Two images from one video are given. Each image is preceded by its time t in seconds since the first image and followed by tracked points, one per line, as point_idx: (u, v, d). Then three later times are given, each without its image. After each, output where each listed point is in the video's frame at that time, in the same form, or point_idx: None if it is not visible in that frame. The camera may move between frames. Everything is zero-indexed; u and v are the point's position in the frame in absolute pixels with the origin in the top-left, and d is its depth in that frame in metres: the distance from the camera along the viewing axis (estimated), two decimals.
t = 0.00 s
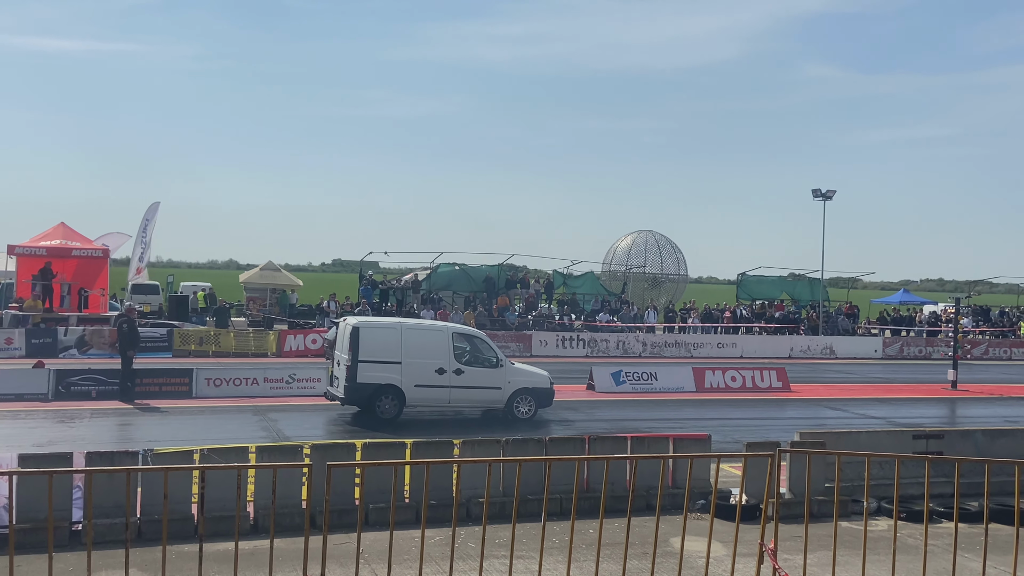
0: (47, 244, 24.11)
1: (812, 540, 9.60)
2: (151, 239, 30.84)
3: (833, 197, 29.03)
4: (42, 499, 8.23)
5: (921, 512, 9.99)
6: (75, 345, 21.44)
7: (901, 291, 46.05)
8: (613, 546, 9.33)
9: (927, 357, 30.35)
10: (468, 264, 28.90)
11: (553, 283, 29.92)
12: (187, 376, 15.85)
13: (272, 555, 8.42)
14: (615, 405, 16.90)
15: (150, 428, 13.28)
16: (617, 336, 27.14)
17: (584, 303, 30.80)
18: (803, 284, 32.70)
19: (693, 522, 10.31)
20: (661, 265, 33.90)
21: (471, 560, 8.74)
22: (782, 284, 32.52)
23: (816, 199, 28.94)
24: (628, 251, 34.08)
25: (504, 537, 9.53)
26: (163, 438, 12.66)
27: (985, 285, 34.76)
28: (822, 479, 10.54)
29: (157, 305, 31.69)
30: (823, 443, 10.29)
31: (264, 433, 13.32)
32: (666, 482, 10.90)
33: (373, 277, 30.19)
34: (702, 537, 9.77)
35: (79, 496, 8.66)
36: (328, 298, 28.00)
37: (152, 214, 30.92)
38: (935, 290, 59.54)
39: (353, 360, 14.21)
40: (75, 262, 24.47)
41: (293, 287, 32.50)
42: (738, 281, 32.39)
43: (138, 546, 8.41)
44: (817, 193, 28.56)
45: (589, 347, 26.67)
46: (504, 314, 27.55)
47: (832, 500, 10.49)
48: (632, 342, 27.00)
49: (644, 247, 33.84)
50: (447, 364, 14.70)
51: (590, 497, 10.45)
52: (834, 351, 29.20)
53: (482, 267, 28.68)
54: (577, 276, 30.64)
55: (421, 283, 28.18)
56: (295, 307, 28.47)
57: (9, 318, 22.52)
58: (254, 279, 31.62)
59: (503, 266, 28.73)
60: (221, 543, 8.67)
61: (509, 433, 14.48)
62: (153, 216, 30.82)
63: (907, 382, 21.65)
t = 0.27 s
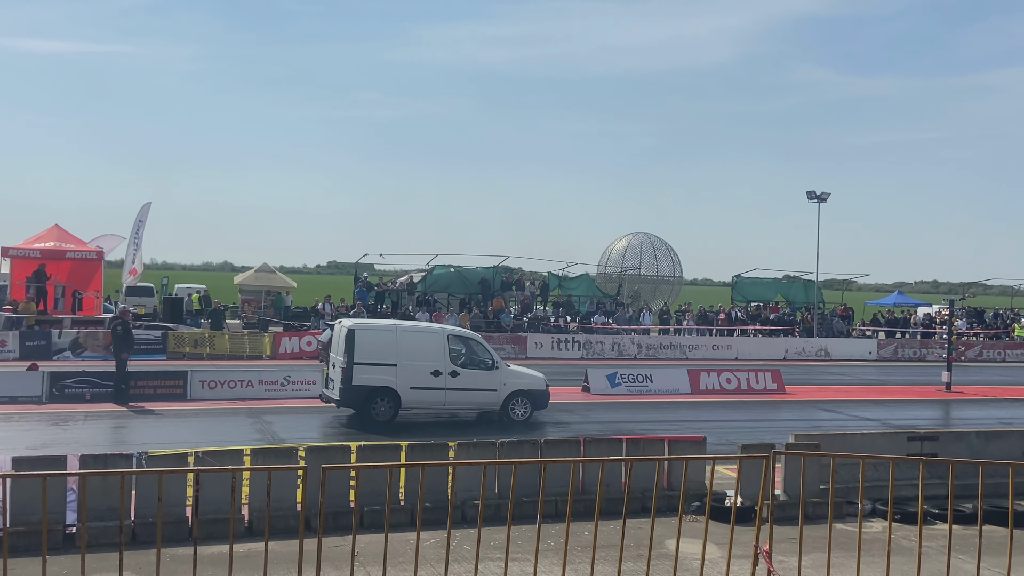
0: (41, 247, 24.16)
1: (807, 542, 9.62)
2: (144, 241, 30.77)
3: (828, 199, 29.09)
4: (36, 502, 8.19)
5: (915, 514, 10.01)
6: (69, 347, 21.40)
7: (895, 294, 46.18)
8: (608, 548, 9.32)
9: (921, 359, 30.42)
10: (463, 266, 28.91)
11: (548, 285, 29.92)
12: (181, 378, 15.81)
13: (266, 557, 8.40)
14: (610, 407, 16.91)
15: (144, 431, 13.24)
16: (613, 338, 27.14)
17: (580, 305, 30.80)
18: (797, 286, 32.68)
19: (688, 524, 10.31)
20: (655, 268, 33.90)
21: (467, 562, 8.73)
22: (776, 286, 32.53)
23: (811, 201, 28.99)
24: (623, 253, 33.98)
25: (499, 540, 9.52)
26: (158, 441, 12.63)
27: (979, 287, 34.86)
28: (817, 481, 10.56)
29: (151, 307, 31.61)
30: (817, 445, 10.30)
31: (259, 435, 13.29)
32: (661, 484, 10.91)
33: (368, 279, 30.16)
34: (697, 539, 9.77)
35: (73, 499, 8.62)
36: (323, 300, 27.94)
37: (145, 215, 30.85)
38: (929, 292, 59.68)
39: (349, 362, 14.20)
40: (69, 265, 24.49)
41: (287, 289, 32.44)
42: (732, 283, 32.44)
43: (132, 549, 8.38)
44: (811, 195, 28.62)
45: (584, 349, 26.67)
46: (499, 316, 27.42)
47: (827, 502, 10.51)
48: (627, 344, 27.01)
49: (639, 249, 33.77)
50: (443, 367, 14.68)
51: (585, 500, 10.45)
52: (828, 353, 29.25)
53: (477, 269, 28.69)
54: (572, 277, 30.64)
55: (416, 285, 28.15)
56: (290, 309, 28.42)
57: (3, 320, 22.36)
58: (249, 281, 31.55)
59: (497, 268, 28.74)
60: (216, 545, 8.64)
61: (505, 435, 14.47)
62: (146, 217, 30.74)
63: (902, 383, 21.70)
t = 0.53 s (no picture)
0: (35, 249, 24.12)
1: (802, 543, 9.63)
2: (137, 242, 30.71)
3: (822, 201, 29.15)
4: (29, 505, 8.16)
5: (910, 515, 10.03)
6: (63, 350, 21.37)
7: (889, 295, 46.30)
8: (603, 550, 9.32)
9: (915, 360, 30.49)
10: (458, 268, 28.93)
11: (543, 287, 29.92)
12: (175, 380, 15.77)
13: (261, 560, 8.38)
14: (605, 409, 16.91)
15: (138, 433, 13.20)
16: (608, 340, 27.15)
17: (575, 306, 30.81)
18: (791, 289, 32.66)
19: (683, 526, 10.32)
20: (650, 269, 33.98)
21: (462, 564, 8.73)
22: (771, 288, 32.54)
23: (805, 203, 29.06)
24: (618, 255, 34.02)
25: (494, 542, 9.51)
26: (152, 443, 12.60)
27: (973, 289, 34.96)
28: (811, 483, 10.57)
29: (145, 310, 31.55)
30: (812, 446, 10.32)
31: (253, 438, 13.26)
32: (656, 486, 10.91)
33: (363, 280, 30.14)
34: (692, 540, 9.78)
35: (67, 502, 8.59)
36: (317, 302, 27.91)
37: (139, 216, 30.79)
38: (923, 293, 59.82)
39: (344, 364, 14.18)
40: (63, 266, 24.42)
41: (282, 291, 32.40)
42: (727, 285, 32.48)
43: (126, 551, 8.35)
44: (806, 197, 28.69)
45: (579, 351, 26.68)
46: (495, 318, 27.36)
47: (821, 503, 10.52)
48: (622, 345, 27.02)
49: (635, 250, 33.82)
50: (438, 368, 14.68)
51: (580, 501, 10.45)
52: (823, 355, 29.30)
53: (472, 271, 28.71)
54: (567, 279, 30.66)
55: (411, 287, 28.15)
56: (284, 311, 28.38)
57: None
58: (243, 283, 31.50)
59: (492, 270, 28.75)
60: (210, 548, 8.62)
61: (500, 437, 14.47)
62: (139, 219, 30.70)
63: (896, 385, 21.75)
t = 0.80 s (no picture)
0: (29, 250, 24.06)
1: (796, 545, 9.63)
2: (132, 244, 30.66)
3: (816, 203, 29.22)
4: (23, 507, 8.14)
5: (904, 516, 10.04)
6: (57, 351, 21.35)
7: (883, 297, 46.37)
8: (598, 552, 9.32)
9: (909, 362, 30.54)
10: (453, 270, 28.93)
11: (538, 289, 29.93)
12: (170, 382, 15.75)
13: (255, 562, 8.36)
14: (600, 411, 16.91)
15: (133, 435, 13.17)
16: (603, 342, 27.15)
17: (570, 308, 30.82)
18: (786, 290, 32.68)
19: (677, 527, 10.32)
20: (645, 271, 34.00)
21: (456, 566, 8.71)
22: (766, 289, 32.53)
23: (800, 204, 29.12)
24: (612, 257, 34.14)
25: (490, 543, 9.50)
26: (147, 445, 12.57)
27: (967, 290, 35.04)
28: (806, 484, 10.58)
29: (140, 311, 31.50)
30: (806, 448, 10.33)
31: (248, 440, 13.24)
32: (651, 487, 10.92)
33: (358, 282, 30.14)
34: (686, 542, 9.78)
35: (61, 504, 8.57)
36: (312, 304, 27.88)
37: (133, 217, 30.73)
38: (918, 294, 59.91)
39: (340, 366, 14.17)
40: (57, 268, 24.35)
41: (277, 292, 32.37)
42: (722, 286, 32.47)
43: (119, 554, 8.33)
44: (801, 199, 28.74)
45: (574, 352, 26.69)
46: (490, 320, 27.34)
47: (816, 505, 10.53)
48: (617, 347, 27.02)
49: (629, 252, 33.92)
50: (434, 370, 14.67)
51: (575, 503, 10.44)
52: (817, 356, 29.34)
53: (467, 272, 28.72)
54: (562, 281, 30.68)
55: (406, 289, 28.15)
56: (279, 313, 28.36)
57: None
58: (238, 285, 31.46)
59: (487, 272, 28.76)
60: (204, 550, 8.59)
61: (496, 440, 14.45)
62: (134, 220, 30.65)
63: (890, 387, 21.78)
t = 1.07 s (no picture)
0: (23, 251, 24.01)
1: (791, 546, 9.65)
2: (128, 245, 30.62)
3: (811, 204, 29.25)
4: (16, 509, 8.11)
5: (898, 517, 10.07)
6: (51, 354, 21.32)
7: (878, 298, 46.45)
8: (593, 554, 9.32)
9: (904, 363, 30.61)
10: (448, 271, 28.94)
11: (533, 291, 29.94)
12: (164, 384, 15.72)
13: (250, 564, 8.35)
14: (595, 412, 16.92)
15: (127, 437, 13.15)
16: (598, 343, 27.17)
17: (565, 310, 30.84)
18: (781, 292, 32.65)
19: (672, 529, 10.33)
20: (640, 272, 33.93)
21: (451, 568, 8.71)
22: (761, 291, 32.51)
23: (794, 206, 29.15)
24: (607, 258, 34.10)
25: (484, 545, 9.50)
26: (141, 447, 12.54)
27: (961, 291, 35.12)
28: (800, 486, 10.60)
29: (134, 313, 31.44)
30: (801, 449, 10.35)
31: (242, 442, 13.22)
32: (646, 489, 10.93)
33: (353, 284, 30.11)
34: (681, 543, 9.79)
35: (55, 506, 8.55)
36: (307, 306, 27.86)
37: (127, 219, 30.65)
38: (912, 295, 60.01)
39: (336, 367, 14.16)
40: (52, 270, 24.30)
41: (272, 294, 32.33)
42: (717, 288, 32.47)
43: (113, 556, 8.30)
44: (795, 200, 28.78)
45: (569, 354, 26.70)
46: (485, 321, 27.35)
47: (810, 506, 10.54)
48: (612, 348, 27.03)
49: (623, 253, 33.76)
50: (430, 372, 14.66)
51: (570, 505, 10.45)
52: (812, 358, 29.39)
53: (462, 274, 28.72)
54: (557, 283, 30.70)
55: (401, 290, 28.14)
56: (274, 315, 28.34)
57: None
58: (232, 286, 31.42)
59: (482, 273, 28.76)
60: (198, 553, 8.58)
61: (492, 441, 14.45)
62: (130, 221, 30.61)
63: (884, 388, 21.82)
